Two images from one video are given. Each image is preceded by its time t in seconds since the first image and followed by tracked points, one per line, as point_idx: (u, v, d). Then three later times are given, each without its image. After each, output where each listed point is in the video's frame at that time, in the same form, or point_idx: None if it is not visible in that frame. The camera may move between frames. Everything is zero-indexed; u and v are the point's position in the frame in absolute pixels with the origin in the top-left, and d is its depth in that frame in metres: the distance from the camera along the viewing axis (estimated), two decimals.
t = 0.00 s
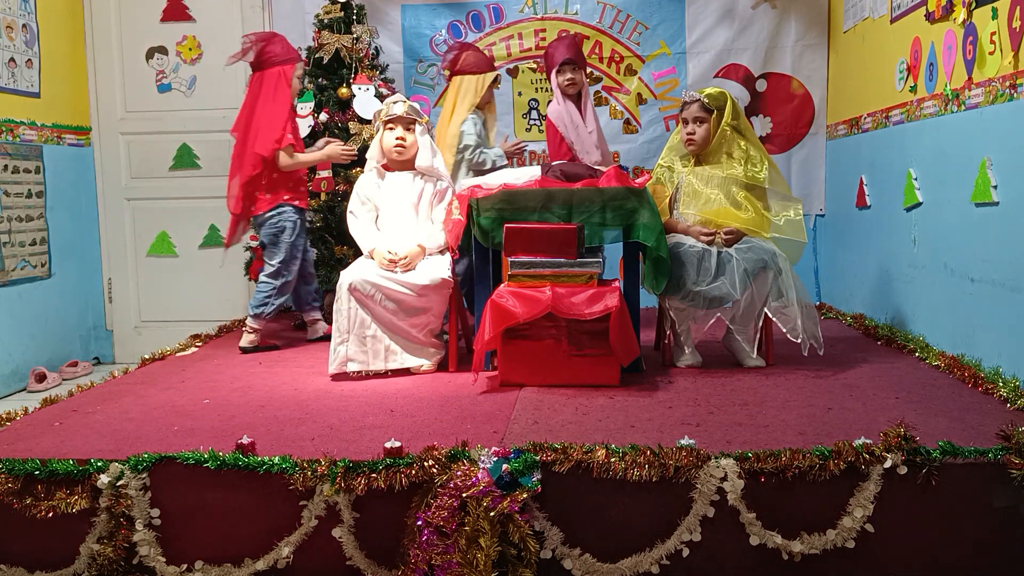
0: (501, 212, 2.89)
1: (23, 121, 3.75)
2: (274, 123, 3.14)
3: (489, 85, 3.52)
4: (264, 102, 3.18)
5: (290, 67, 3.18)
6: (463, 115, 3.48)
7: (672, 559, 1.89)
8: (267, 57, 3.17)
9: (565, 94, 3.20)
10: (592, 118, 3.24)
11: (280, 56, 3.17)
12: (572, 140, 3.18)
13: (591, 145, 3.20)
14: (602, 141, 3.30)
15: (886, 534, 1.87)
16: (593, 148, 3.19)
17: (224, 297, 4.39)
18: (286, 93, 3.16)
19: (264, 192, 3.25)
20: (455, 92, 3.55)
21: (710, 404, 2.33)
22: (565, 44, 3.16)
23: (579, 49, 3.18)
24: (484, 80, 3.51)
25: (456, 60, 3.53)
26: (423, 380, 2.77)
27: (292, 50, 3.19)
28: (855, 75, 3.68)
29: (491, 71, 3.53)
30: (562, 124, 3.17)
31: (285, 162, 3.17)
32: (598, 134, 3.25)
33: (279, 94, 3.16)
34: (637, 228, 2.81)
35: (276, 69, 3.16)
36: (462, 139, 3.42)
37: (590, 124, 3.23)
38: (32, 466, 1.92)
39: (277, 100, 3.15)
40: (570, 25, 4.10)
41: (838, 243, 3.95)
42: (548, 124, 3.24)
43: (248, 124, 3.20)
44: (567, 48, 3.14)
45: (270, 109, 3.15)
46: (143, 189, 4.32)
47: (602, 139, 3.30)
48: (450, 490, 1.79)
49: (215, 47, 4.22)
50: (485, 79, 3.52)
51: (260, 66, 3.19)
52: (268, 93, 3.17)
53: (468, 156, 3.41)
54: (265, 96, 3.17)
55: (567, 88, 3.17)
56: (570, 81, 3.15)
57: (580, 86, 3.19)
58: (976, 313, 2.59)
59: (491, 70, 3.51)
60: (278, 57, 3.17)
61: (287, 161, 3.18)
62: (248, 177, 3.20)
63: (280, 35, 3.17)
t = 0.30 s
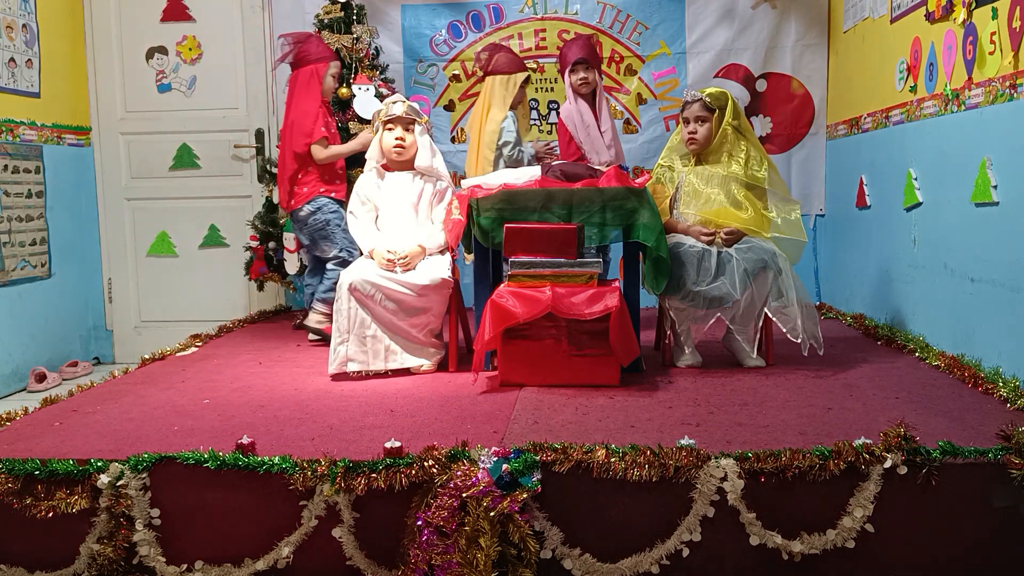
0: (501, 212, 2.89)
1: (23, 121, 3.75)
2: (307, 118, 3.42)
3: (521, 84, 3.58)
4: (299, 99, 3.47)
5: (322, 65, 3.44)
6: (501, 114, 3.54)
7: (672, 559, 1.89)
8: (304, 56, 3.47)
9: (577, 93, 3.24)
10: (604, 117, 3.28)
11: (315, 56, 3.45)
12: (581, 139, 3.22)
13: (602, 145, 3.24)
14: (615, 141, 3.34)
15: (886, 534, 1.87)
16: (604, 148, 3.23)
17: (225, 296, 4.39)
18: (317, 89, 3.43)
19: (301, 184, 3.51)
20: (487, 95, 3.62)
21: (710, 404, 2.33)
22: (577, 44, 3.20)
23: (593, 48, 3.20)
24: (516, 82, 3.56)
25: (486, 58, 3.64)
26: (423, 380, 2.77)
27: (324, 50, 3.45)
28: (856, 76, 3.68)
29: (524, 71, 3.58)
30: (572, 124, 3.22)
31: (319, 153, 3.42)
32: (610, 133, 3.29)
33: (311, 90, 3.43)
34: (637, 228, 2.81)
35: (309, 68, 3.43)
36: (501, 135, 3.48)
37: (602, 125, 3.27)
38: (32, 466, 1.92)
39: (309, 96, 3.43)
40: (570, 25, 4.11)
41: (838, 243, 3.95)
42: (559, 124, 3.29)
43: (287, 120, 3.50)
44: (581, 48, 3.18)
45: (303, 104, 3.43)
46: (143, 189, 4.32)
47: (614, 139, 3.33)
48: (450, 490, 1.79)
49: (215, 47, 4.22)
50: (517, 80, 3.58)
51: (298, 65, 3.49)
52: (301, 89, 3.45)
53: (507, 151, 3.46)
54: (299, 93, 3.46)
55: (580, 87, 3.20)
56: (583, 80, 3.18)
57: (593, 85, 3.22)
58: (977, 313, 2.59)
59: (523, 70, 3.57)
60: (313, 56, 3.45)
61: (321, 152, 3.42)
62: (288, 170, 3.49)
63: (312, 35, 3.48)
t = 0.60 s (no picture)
0: (501, 212, 2.88)
1: (23, 121, 3.75)
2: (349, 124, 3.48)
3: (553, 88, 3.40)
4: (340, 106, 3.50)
5: (362, 71, 3.48)
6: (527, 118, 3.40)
7: (672, 559, 1.89)
8: (344, 62, 3.51)
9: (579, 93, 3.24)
10: (603, 117, 3.26)
11: (355, 61, 3.49)
12: (576, 138, 3.20)
13: (599, 146, 3.22)
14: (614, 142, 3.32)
15: (886, 534, 1.87)
16: (599, 149, 3.21)
17: (225, 296, 4.39)
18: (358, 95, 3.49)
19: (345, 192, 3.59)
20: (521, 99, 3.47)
21: (710, 404, 2.33)
22: (581, 43, 3.20)
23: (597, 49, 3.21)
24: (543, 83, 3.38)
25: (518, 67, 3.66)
26: (423, 379, 2.77)
27: (365, 56, 3.49)
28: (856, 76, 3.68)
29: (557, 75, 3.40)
30: (569, 122, 3.22)
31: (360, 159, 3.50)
32: (608, 134, 3.27)
33: (353, 97, 3.48)
34: (637, 228, 2.81)
35: (350, 74, 3.47)
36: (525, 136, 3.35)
37: (602, 125, 3.26)
38: (32, 466, 1.92)
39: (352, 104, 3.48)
40: (570, 25, 4.11)
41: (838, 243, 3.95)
42: (557, 123, 3.28)
43: (329, 126, 3.54)
44: (585, 48, 3.19)
45: (346, 110, 3.48)
46: (143, 189, 4.32)
47: (613, 140, 3.32)
48: (450, 490, 1.79)
49: (215, 47, 4.22)
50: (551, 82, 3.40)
51: (338, 70, 3.53)
52: (342, 95, 3.49)
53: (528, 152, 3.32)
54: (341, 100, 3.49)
55: (582, 87, 3.20)
56: (585, 80, 3.18)
57: (595, 86, 3.22)
58: (977, 313, 2.59)
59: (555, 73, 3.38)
60: (353, 62, 3.49)
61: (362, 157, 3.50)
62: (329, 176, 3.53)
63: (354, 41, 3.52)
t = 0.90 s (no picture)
0: (501, 212, 2.87)
1: (23, 121, 3.75)
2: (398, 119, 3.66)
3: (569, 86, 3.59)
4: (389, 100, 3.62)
5: (400, 69, 3.68)
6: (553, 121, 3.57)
7: (672, 559, 1.89)
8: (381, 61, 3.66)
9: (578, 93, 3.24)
10: (601, 119, 3.26)
11: (392, 60, 3.67)
12: (573, 139, 3.21)
13: (595, 147, 3.22)
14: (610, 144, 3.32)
15: (885, 534, 1.87)
16: (595, 149, 3.21)
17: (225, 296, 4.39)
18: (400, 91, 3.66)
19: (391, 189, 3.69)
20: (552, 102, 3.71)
21: (710, 404, 2.33)
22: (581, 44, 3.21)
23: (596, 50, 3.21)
24: (562, 89, 3.46)
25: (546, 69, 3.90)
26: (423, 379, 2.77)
27: (401, 54, 3.69)
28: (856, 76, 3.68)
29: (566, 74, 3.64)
30: (566, 122, 3.22)
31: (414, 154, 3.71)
32: (604, 135, 3.27)
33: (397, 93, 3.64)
34: (637, 228, 2.81)
35: (390, 71, 3.64)
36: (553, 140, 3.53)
37: (598, 126, 3.26)
38: (31, 467, 1.92)
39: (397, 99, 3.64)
40: (570, 25, 4.11)
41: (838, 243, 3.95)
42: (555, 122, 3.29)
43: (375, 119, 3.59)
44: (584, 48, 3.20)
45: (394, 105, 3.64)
46: (143, 189, 4.32)
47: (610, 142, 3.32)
48: (450, 490, 1.79)
49: (215, 47, 4.22)
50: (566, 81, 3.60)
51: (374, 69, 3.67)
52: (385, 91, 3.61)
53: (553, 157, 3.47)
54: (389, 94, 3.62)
55: (580, 87, 3.20)
56: (584, 80, 3.18)
57: (593, 87, 3.22)
58: (977, 313, 2.59)
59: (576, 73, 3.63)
60: (390, 61, 3.67)
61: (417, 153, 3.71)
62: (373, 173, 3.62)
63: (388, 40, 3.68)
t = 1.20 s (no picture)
0: (501, 212, 2.87)
1: (23, 121, 3.75)
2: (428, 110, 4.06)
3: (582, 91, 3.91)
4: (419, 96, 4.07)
5: (427, 68, 4.14)
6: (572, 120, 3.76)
7: (672, 559, 1.89)
8: (409, 59, 4.12)
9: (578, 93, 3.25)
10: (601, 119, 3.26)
11: (418, 60, 4.13)
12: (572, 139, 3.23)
13: (593, 147, 3.24)
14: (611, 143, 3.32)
15: (884, 534, 1.87)
16: (594, 149, 3.24)
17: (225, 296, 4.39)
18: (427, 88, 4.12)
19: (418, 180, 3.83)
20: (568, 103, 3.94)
21: (710, 404, 2.33)
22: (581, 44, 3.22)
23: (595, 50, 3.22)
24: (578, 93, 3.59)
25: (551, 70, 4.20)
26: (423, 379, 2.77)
27: (427, 56, 4.15)
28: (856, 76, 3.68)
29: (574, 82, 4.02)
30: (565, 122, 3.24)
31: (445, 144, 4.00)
32: (605, 135, 3.28)
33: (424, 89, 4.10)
34: (637, 228, 2.81)
35: (416, 69, 4.10)
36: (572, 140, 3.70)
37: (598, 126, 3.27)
38: (31, 467, 1.92)
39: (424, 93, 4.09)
40: (570, 25, 4.10)
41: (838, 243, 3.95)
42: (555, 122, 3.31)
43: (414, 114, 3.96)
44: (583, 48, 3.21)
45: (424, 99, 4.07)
46: (144, 189, 4.33)
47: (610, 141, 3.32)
48: (450, 490, 1.79)
49: (215, 47, 4.22)
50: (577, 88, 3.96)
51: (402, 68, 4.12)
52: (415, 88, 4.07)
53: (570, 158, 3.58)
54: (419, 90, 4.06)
55: (580, 88, 3.21)
56: (583, 80, 3.20)
57: (592, 87, 3.22)
58: (976, 313, 2.59)
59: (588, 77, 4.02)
60: (416, 61, 4.13)
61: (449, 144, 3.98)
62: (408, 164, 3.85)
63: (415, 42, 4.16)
